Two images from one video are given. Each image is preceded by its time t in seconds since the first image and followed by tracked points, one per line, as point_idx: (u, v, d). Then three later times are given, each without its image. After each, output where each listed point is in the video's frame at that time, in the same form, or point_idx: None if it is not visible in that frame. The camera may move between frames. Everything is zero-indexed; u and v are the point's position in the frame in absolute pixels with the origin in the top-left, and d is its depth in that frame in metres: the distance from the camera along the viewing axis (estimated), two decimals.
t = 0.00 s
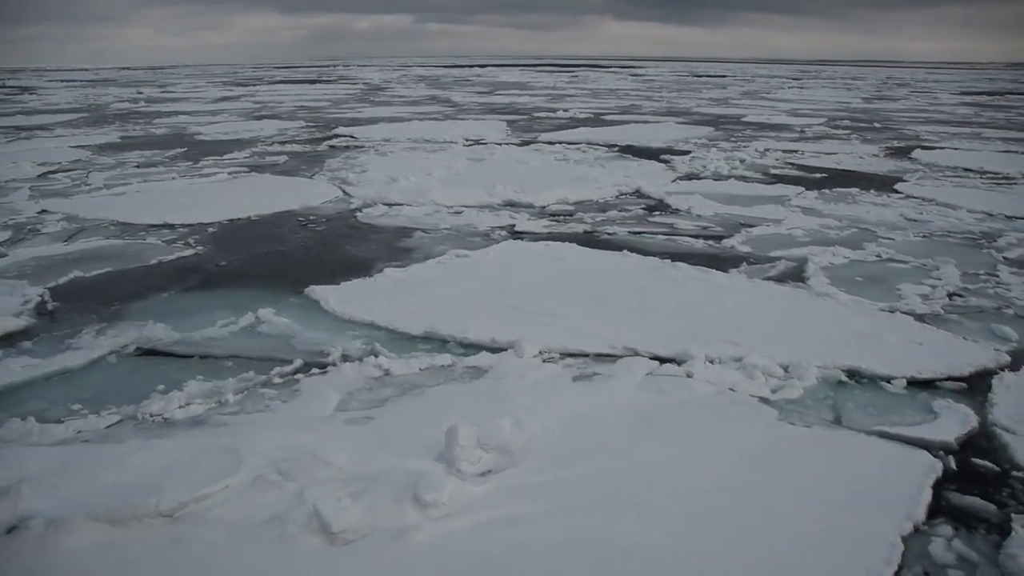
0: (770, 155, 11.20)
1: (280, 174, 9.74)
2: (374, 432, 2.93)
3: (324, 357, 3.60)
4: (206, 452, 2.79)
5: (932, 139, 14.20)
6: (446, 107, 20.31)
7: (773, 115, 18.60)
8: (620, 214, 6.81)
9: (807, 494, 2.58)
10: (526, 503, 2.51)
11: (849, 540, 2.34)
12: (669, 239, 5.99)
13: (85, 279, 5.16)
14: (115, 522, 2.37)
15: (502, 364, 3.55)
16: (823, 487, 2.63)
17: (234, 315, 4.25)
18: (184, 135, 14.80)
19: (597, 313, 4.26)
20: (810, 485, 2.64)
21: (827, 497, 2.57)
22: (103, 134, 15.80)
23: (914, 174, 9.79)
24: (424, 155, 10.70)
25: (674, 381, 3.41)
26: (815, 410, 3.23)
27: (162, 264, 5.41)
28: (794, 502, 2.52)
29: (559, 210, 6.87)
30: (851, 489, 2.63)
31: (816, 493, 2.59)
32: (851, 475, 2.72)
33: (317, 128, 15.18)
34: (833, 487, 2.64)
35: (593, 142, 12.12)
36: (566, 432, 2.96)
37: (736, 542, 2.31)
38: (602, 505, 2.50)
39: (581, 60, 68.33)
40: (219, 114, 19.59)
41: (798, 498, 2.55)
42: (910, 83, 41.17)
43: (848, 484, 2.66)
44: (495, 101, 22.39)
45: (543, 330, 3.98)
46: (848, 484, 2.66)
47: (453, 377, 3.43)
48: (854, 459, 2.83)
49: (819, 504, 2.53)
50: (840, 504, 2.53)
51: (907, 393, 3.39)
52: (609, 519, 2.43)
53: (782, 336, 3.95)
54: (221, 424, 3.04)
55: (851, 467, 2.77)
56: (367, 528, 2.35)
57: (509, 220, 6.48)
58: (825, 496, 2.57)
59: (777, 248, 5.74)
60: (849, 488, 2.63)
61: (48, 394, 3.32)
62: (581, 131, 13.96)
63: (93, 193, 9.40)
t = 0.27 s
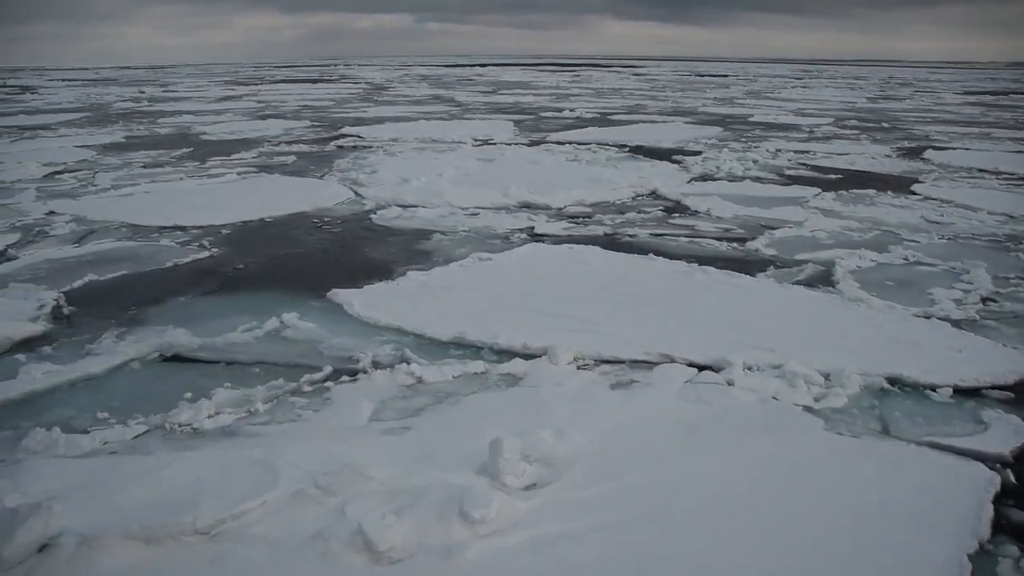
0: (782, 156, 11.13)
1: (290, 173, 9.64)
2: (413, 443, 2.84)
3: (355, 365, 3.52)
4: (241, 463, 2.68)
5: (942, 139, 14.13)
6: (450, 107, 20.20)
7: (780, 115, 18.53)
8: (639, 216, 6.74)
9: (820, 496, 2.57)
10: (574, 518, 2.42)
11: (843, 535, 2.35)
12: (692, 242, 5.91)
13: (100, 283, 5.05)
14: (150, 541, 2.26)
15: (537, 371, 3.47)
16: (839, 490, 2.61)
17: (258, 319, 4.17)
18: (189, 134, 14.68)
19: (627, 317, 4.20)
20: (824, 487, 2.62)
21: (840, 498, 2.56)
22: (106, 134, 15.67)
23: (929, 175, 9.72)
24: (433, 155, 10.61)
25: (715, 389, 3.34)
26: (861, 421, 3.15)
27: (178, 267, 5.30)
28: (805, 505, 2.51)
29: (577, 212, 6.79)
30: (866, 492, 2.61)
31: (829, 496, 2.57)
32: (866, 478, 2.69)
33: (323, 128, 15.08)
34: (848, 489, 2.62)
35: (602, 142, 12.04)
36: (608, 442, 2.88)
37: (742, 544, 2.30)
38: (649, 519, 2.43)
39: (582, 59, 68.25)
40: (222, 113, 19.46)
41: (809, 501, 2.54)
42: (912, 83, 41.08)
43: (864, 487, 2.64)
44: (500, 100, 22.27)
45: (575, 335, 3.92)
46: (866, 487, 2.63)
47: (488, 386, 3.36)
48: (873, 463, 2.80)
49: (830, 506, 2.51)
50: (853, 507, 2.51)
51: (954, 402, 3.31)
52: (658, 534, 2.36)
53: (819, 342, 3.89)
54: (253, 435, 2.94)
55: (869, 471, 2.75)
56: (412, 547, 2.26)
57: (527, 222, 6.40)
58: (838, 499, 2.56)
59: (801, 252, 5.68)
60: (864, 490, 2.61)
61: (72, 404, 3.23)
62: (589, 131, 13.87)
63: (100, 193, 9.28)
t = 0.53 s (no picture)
0: (794, 157, 11.05)
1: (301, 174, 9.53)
2: (454, 454, 2.76)
3: (387, 373, 3.44)
4: (280, 476, 2.60)
5: (953, 139, 14.06)
6: (455, 106, 20.10)
7: (787, 115, 18.45)
8: (659, 218, 6.68)
9: (824, 498, 2.58)
10: (628, 536, 2.33)
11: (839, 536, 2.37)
12: (716, 245, 5.84)
13: (116, 286, 4.94)
14: (188, 561, 2.15)
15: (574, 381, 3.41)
16: (842, 491, 2.62)
17: (283, 323, 4.09)
18: (195, 134, 14.56)
19: (661, 322, 4.12)
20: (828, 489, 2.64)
21: (843, 499, 2.57)
22: (111, 134, 15.57)
23: (945, 175, 9.64)
24: (444, 155, 10.52)
25: (758, 398, 3.29)
26: (910, 430, 3.07)
27: (195, 270, 5.19)
28: (807, 506, 2.53)
29: (596, 213, 6.71)
30: (870, 492, 2.62)
31: (833, 497, 2.59)
32: (871, 478, 2.70)
33: (330, 128, 14.98)
34: (850, 489, 2.63)
35: (613, 142, 11.95)
36: (655, 456, 2.82)
37: (743, 546, 2.31)
38: (699, 532, 2.36)
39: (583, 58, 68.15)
40: (227, 113, 19.35)
41: (812, 502, 2.56)
42: (915, 82, 41.00)
43: (870, 487, 2.65)
44: (505, 100, 22.17)
45: (608, 341, 3.86)
46: (869, 487, 2.64)
47: (525, 395, 3.28)
48: (878, 463, 2.80)
49: (834, 507, 2.53)
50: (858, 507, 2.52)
51: (1004, 412, 3.22)
52: (702, 542, 2.31)
53: (856, 348, 3.83)
54: (288, 445, 2.86)
55: (874, 471, 2.75)
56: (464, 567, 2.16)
57: (547, 223, 6.33)
58: (842, 500, 2.57)
59: (827, 255, 5.62)
60: (867, 490, 2.62)
61: (97, 413, 3.14)
62: (599, 131, 13.78)
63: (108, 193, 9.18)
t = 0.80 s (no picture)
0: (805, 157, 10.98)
1: (311, 174, 9.43)
2: (496, 466, 2.68)
3: (419, 381, 3.36)
4: (321, 491, 2.51)
5: (962, 138, 13.99)
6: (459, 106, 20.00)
7: (793, 114, 18.38)
8: (678, 219, 6.61)
9: (830, 497, 2.61)
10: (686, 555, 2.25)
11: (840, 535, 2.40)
12: (738, 249, 5.77)
13: (131, 290, 4.84)
14: None
15: (611, 390, 3.35)
16: (848, 491, 2.65)
17: (308, 327, 4.01)
18: (200, 135, 14.44)
19: (692, 328, 4.08)
20: (833, 488, 2.67)
21: (848, 499, 2.60)
22: (114, 134, 15.44)
23: (959, 175, 9.57)
24: (453, 155, 10.43)
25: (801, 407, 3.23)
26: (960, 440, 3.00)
27: (212, 273, 5.09)
28: (812, 505, 2.56)
29: (614, 215, 6.64)
30: (875, 493, 2.65)
31: (837, 496, 2.62)
32: (877, 479, 2.73)
33: (335, 128, 14.88)
34: (855, 489, 2.66)
35: (622, 142, 11.87)
36: (703, 469, 2.74)
37: (748, 538, 2.35)
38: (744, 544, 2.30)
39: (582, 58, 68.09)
40: (229, 113, 19.24)
41: (819, 502, 2.59)
42: (916, 81, 40.93)
43: (873, 487, 2.68)
44: (509, 100, 22.07)
45: (642, 347, 3.80)
46: (871, 487, 2.68)
47: (563, 403, 3.22)
48: (884, 464, 2.83)
49: (840, 506, 2.56)
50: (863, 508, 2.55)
51: None
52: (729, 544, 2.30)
53: (894, 354, 3.77)
54: (323, 459, 2.77)
55: (880, 472, 2.78)
56: None
57: (565, 225, 6.26)
58: (846, 500, 2.60)
59: (852, 258, 5.55)
60: (872, 490, 2.66)
61: (123, 424, 3.05)
62: (606, 130, 13.70)
63: (115, 194, 9.07)
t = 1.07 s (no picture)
0: (817, 157, 10.91)
1: (320, 175, 9.33)
2: (541, 481, 2.60)
3: (453, 390, 3.28)
4: (363, 510, 2.42)
5: (972, 138, 13.92)
6: (464, 106, 19.90)
7: (799, 115, 18.33)
8: (698, 222, 6.54)
9: (834, 495, 2.64)
10: None
11: (841, 532, 2.42)
12: (762, 253, 5.69)
13: (147, 294, 4.73)
14: None
15: (650, 400, 3.27)
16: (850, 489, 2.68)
17: (334, 332, 3.92)
18: (205, 135, 14.32)
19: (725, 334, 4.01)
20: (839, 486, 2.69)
21: (851, 498, 2.62)
22: (117, 134, 15.31)
23: (974, 176, 9.49)
24: (464, 156, 10.34)
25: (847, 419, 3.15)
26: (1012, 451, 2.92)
27: (229, 277, 4.98)
28: (816, 502, 2.59)
29: (633, 218, 6.56)
30: (877, 491, 2.67)
31: (843, 495, 2.64)
32: (881, 477, 2.74)
33: (340, 128, 14.77)
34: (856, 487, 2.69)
35: (632, 143, 11.78)
36: (758, 486, 2.66)
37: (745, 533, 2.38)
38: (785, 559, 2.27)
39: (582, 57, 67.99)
40: (232, 112, 19.11)
41: (823, 499, 2.61)
42: (918, 80, 40.87)
43: (879, 485, 2.70)
44: (513, 99, 21.97)
45: (677, 354, 3.72)
46: (875, 486, 2.69)
47: (604, 413, 3.15)
48: (887, 463, 2.84)
49: (843, 505, 2.58)
50: (866, 506, 2.57)
51: None
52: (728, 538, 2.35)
53: (935, 361, 3.68)
54: (360, 473, 2.68)
55: (883, 471, 2.79)
56: None
57: (586, 227, 6.17)
58: (852, 498, 2.62)
59: (879, 261, 5.48)
60: (877, 489, 2.67)
61: (150, 435, 2.95)
62: (615, 130, 13.61)
63: (122, 194, 8.95)
